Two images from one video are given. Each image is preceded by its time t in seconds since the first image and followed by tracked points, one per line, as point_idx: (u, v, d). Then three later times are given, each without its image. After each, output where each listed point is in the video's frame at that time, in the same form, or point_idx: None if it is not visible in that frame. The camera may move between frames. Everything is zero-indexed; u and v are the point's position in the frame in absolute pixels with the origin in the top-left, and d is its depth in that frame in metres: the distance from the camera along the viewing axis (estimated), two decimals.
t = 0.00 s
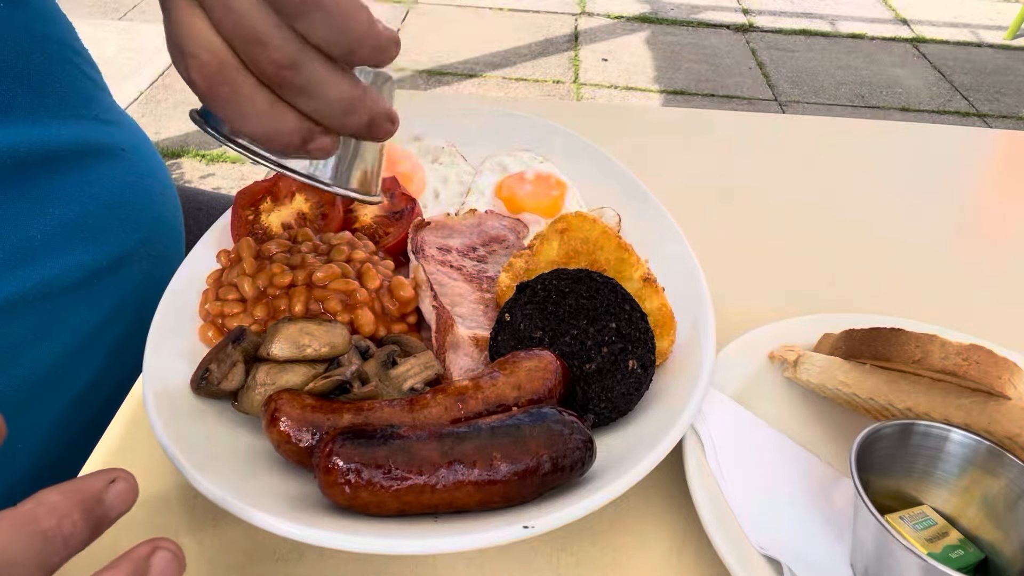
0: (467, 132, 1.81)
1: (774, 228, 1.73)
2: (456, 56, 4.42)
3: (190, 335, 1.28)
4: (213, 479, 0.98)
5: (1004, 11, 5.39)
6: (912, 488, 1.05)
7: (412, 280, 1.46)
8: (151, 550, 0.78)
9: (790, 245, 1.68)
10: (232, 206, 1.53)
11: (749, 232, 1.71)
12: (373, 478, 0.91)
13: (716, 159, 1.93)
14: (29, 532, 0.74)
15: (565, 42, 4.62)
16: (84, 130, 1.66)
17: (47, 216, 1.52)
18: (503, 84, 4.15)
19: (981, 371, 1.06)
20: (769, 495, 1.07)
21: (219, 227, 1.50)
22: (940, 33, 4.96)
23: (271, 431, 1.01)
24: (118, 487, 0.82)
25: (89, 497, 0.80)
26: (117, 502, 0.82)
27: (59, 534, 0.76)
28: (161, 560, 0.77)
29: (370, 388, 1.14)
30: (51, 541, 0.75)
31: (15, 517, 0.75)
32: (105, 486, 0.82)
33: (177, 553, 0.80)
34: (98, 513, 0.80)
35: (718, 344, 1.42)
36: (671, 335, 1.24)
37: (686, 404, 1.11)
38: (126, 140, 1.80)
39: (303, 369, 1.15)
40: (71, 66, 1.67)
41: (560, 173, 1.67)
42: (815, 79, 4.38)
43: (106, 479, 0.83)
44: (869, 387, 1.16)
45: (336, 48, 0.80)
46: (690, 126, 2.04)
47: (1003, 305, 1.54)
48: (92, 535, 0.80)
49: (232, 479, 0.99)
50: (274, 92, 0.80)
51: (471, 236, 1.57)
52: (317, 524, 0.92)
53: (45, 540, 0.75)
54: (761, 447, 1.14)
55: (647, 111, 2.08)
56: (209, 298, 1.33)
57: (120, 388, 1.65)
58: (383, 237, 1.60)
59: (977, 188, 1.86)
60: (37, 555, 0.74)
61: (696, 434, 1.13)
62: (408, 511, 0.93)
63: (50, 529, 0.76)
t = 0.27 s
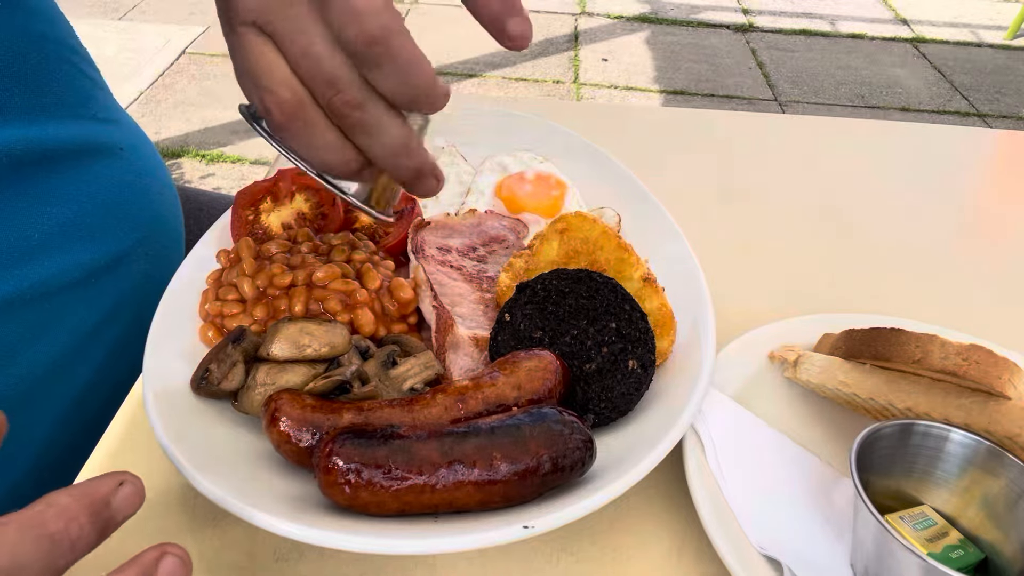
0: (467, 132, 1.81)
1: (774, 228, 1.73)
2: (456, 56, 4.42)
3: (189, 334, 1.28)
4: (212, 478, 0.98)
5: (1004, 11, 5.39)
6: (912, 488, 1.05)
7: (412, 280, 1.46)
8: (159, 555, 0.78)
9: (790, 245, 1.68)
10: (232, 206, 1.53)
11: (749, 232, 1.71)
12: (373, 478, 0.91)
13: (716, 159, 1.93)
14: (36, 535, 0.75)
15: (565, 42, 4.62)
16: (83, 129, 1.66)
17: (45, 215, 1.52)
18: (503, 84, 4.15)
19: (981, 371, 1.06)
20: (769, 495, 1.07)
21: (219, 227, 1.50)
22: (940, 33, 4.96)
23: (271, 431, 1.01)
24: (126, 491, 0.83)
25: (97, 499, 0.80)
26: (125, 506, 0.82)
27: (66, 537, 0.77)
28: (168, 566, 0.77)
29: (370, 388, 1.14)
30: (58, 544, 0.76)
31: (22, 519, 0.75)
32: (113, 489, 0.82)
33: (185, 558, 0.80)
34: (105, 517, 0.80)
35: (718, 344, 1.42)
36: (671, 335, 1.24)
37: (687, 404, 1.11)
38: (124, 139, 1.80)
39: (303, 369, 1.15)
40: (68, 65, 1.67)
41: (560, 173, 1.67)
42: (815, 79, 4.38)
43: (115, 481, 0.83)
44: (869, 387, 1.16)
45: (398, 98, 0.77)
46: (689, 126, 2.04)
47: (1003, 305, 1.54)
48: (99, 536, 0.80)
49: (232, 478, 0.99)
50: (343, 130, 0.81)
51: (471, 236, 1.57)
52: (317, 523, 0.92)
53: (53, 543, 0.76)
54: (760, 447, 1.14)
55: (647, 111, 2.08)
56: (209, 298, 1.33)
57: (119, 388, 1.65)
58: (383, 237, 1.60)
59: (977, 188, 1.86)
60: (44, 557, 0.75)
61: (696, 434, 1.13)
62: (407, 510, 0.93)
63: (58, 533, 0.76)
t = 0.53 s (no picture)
0: (467, 133, 1.81)
1: (774, 228, 1.73)
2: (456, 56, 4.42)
3: (189, 335, 1.28)
4: (212, 479, 0.98)
5: (1004, 11, 5.39)
6: (912, 487, 1.05)
7: (412, 280, 1.46)
8: (166, 561, 0.82)
9: (789, 245, 1.68)
10: (232, 205, 1.53)
11: (749, 232, 1.71)
12: (373, 478, 0.91)
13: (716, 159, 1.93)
14: (43, 540, 0.78)
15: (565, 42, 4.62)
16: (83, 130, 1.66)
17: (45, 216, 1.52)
18: (503, 84, 4.15)
19: (981, 370, 1.06)
20: (769, 495, 1.07)
21: (219, 227, 1.50)
22: (940, 33, 4.96)
23: (271, 430, 1.01)
24: (131, 495, 0.86)
25: (103, 504, 0.83)
26: (130, 510, 0.85)
27: (73, 542, 0.80)
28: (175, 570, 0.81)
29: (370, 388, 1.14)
30: (64, 548, 0.79)
31: (29, 525, 0.78)
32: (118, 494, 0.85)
33: (189, 564, 0.85)
34: (112, 520, 0.83)
35: (718, 344, 1.42)
36: (671, 335, 1.24)
37: (687, 404, 1.11)
38: (124, 140, 1.80)
39: (303, 369, 1.15)
40: (68, 66, 1.67)
41: (560, 173, 1.67)
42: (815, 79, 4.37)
43: (120, 486, 0.86)
44: (869, 387, 1.16)
45: (423, 97, 0.95)
46: (689, 127, 2.04)
47: (1003, 305, 1.54)
48: (104, 541, 0.83)
49: (232, 479, 0.99)
50: (363, 126, 0.97)
51: (470, 236, 1.57)
52: (317, 523, 0.92)
53: (60, 548, 0.79)
54: (761, 447, 1.14)
55: (647, 111, 2.08)
56: (209, 297, 1.33)
57: (120, 388, 1.65)
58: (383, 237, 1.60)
59: (977, 188, 1.86)
60: (51, 561, 0.78)
61: (696, 434, 1.13)
62: (408, 510, 0.93)
63: (65, 537, 0.79)
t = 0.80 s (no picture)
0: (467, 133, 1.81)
1: (774, 229, 1.73)
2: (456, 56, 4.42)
3: (189, 335, 1.28)
4: (212, 479, 0.98)
5: (1004, 11, 5.39)
6: (912, 487, 1.05)
7: (412, 280, 1.46)
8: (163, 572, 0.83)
9: (789, 245, 1.68)
10: (232, 205, 1.53)
11: (749, 232, 1.71)
12: (373, 478, 0.91)
13: (716, 159, 1.93)
14: (40, 549, 0.79)
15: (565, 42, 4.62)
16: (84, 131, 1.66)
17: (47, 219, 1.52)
18: (503, 84, 4.15)
19: (981, 371, 1.06)
20: (769, 495, 1.07)
21: (219, 227, 1.50)
22: (940, 33, 4.96)
23: (270, 430, 1.01)
24: (128, 504, 0.86)
25: (100, 510, 0.83)
26: (128, 517, 0.85)
27: (71, 553, 0.80)
28: None
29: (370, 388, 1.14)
30: (62, 559, 0.80)
31: (27, 535, 0.79)
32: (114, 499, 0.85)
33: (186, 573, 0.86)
34: (108, 530, 0.83)
35: (718, 344, 1.42)
36: (671, 335, 1.24)
37: (686, 403, 1.11)
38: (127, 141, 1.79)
39: (303, 369, 1.15)
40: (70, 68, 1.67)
41: (560, 173, 1.67)
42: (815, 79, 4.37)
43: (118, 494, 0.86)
44: (868, 387, 1.16)
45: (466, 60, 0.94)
46: (690, 126, 2.04)
47: (1003, 305, 1.54)
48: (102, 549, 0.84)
49: (232, 479, 0.99)
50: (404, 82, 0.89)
51: (471, 236, 1.57)
52: (317, 523, 0.92)
53: (57, 559, 0.79)
54: (761, 447, 1.14)
55: (648, 111, 2.08)
56: (209, 297, 1.33)
57: (120, 389, 1.65)
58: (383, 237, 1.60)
59: (977, 188, 1.86)
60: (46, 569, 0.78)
61: (696, 434, 1.13)
62: (408, 510, 0.93)
63: (62, 548, 0.80)
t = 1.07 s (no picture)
0: (467, 133, 1.81)
1: (774, 228, 1.73)
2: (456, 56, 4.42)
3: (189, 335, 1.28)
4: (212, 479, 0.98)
5: (1004, 11, 5.39)
6: (912, 488, 1.05)
7: (412, 280, 1.46)
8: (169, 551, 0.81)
9: (790, 245, 1.68)
10: (232, 206, 1.53)
11: (749, 232, 1.71)
12: (373, 478, 0.91)
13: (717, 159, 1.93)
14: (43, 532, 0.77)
15: (565, 42, 4.63)
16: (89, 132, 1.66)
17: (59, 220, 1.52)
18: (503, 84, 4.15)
19: (981, 371, 1.06)
20: (769, 495, 1.07)
21: (219, 227, 1.50)
22: (940, 33, 4.96)
23: (270, 430, 1.01)
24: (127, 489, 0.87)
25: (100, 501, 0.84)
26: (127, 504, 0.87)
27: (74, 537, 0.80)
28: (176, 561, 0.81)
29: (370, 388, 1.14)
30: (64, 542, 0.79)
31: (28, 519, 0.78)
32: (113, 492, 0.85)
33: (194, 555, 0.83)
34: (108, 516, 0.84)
35: (718, 344, 1.42)
36: (671, 335, 1.25)
37: (686, 403, 1.11)
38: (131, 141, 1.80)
39: (303, 369, 1.15)
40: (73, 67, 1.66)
41: (562, 173, 1.69)
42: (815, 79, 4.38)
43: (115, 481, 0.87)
44: (868, 387, 1.16)
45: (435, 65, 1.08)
46: (690, 126, 2.04)
47: (1003, 305, 1.54)
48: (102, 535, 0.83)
49: (231, 479, 0.99)
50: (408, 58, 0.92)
51: (471, 236, 1.56)
52: (316, 523, 0.92)
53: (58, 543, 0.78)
54: (761, 447, 1.14)
55: (648, 111, 2.09)
56: (209, 298, 1.33)
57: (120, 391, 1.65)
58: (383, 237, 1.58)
59: (977, 188, 1.86)
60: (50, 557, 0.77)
61: (696, 434, 1.13)
62: (407, 511, 0.93)
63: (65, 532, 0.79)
